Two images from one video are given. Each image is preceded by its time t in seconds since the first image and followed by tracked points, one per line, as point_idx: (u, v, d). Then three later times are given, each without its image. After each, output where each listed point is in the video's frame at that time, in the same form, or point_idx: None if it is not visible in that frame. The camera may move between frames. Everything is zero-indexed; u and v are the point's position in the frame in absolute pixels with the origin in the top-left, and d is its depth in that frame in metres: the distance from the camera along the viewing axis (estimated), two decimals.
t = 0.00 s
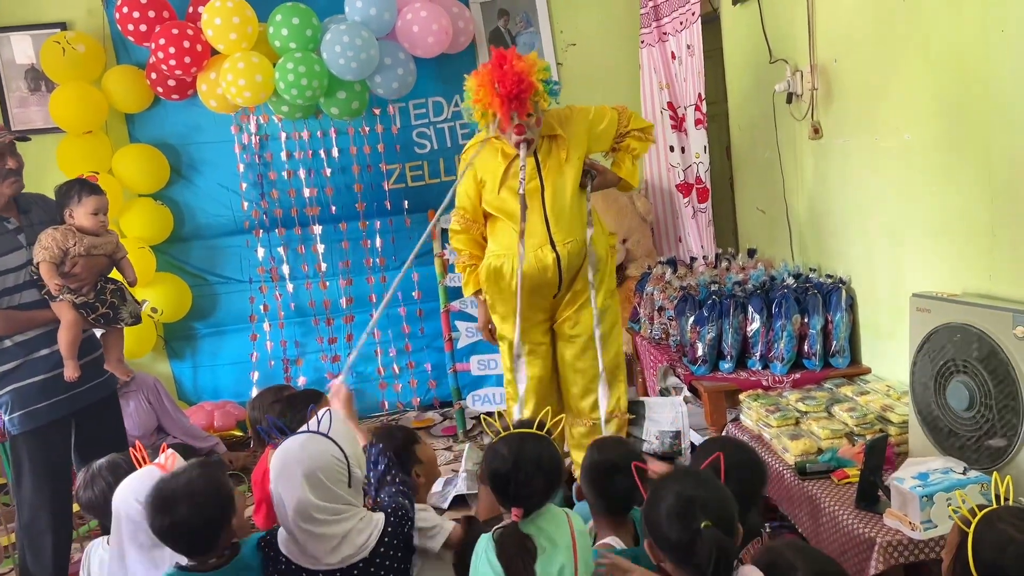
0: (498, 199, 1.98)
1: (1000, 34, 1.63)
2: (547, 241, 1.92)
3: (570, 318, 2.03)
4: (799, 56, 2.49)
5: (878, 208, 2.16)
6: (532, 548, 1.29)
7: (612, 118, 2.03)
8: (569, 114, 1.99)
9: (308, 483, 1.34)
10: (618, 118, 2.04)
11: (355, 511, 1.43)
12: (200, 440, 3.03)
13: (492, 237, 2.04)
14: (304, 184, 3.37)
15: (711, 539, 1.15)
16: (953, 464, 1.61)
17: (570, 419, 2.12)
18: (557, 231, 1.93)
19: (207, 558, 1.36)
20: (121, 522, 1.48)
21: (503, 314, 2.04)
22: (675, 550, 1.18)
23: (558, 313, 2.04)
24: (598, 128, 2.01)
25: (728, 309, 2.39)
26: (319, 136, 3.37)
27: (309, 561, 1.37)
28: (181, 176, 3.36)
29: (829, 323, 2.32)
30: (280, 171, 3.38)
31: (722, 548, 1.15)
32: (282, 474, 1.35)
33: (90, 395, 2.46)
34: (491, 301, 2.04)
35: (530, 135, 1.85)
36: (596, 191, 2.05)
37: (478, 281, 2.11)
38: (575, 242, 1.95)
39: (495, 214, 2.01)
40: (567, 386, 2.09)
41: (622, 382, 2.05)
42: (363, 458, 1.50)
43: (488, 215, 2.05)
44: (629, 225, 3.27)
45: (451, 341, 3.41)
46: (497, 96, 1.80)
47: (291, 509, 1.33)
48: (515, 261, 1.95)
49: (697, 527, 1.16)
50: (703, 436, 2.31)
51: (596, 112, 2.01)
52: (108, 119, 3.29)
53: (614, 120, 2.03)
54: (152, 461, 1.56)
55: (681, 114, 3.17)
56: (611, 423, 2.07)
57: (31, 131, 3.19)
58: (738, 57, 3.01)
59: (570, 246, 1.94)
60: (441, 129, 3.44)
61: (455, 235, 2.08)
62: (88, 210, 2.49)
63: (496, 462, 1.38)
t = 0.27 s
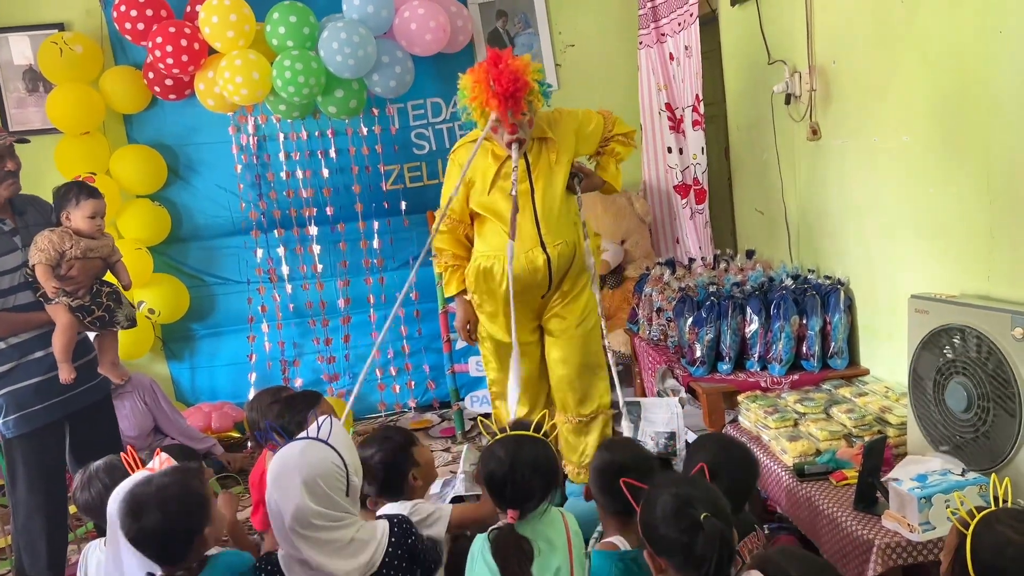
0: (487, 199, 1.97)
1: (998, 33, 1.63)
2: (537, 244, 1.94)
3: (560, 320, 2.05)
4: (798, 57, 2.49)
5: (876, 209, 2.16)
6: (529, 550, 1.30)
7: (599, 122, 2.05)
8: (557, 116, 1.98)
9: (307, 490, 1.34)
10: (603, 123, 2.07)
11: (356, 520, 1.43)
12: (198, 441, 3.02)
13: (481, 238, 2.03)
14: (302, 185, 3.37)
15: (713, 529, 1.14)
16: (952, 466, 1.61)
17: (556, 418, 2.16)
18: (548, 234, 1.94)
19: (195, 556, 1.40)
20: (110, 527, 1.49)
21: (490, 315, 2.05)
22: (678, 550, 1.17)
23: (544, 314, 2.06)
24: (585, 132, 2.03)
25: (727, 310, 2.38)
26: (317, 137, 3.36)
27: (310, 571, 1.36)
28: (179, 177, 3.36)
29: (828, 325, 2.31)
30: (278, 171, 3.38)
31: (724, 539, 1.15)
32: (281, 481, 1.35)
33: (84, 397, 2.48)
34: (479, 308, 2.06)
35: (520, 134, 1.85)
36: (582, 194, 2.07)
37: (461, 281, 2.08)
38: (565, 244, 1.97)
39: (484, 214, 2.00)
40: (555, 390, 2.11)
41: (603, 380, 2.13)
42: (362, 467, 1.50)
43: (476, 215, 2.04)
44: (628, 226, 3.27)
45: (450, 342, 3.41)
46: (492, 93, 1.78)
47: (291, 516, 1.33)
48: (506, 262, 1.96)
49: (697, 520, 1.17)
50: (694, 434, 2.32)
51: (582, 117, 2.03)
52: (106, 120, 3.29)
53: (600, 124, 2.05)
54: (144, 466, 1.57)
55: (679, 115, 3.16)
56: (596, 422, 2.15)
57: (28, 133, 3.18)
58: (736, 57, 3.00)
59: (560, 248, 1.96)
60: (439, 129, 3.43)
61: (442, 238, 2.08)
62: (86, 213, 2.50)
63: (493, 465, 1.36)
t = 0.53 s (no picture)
0: (485, 197, 1.98)
1: (998, 32, 1.63)
2: (532, 239, 1.93)
3: (557, 320, 2.05)
4: (797, 57, 2.49)
5: (875, 210, 2.16)
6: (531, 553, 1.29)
7: (599, 123, 2.05)
8: (556, 117, 1.98)
9: (310, 494, 1.37)
10: (605, 126, 2.07)
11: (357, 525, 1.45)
12: (196, 442, 3.02)
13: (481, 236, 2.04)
14: (301, 185, 3.37)
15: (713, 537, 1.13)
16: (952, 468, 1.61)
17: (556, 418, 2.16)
18: (543, 229, 1.93)
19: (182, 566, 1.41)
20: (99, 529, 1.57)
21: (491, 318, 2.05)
22: (677, 557, 1.17)
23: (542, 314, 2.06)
24: (586, 132, 2.03)
25: (726, 311, 2.38)
26: (316, 137, 3.36)
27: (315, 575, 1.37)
28: (178, 177, 3.36)
29: (827, 325, 2.31)
30: (277, 172, 3.38)
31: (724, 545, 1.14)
32: (284, 487, 1.38)
33: (82, 398, 2.47)
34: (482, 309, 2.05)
35: (518, 134, 1.85)
36: (581, 195, 2.06)
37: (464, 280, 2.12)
38: (560, 241, 1.95)
39: (483, 212, 2.01)
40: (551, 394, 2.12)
41: (601, 385, 2.13)
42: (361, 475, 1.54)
43: (477, 213, 2.06)
44: (627, 226, 3.27)
45: (449, 342, 3.40)
46: (488, 91, 1.79)
47: (295, 520, 1.35)
48: (502, 258, 1.97)
49: (697, 528, 1.16)
50: (690, 433, 2.28)
51: (584, 117, 2.03)
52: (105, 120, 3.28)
53: (601, 126, 2.06)
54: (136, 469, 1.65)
55: (678, 116, 3.16)
56: (593, 423, 2.14)
57: (26, 133, 3.17)
58: (735, 57, 3.00)
59: (556, 244, 1.94)
60: (439, 130, 3.43)
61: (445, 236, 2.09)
62: (81, 214, 2.49)
63: (496, 470, 1.36)
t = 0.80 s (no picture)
0: (487, 196, 1.99)
1: (997, 32, 1.63)
2: (531, 237, 1.94)
3: (557, 320, 2.05)
4: (796, 57, 2.49)
5: (874, 210, 2.16)
6: (532, 555, 1.29)
7: (602, 122, 2.04)
8: (558, 115, 2.00)
9: (313, 491, 1.37)
10: (608, 126, 2.05)
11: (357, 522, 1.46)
12: (195, 442, 3.01)
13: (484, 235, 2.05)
14: (300, 185, 3.37)
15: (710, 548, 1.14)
16: (950, 467, 1.60)
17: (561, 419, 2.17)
18: (543, 227, 1.94)
19: None
20: (89, 528, 1.60)
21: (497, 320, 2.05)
22: (674, 565, 1.17)
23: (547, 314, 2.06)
24: (588, 131, 2.02)
25: (725, 311, 2.38)
26: (315, 137, 3.36)
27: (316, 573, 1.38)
28: (176, 178, 3.35)
29: (826, 325, 2.31)
30: (276, 172, 3.37)
31: (721, 559, 1.14)
32: (287, 484, 1.37)
33: (79, 400, 2.47)
34: (485, 309, 2.05)
35: (518, 130, 1.89)
36: (582, 194, 2.05)
37: (467, 279, 2.13)
38: (559, 238, 1.95)
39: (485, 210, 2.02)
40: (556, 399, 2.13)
41: (608, 385, 2.11)
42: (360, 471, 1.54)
43: (479, 212, 2.07)
44: (626, 226, 3.27)
45: (448, 343, 3.40)
46: (488, 88, 1.80)
47: (298, 517, 1.35)
48: (501, 257, 1.97)
49: (696, 537, 1.16)
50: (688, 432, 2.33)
51: (586, 116, 2.03)
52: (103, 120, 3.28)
53: (604, 126, 2.04)
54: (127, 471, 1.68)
55: (677, 116, 3.15)
56: (598, 425, 2.12)
57: (25, 133, 3.17)
58: (734, 58, 3.00)
59: (555, 242, 1.94)
60: (438, 130, 3.43)
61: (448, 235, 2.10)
62: (76, 216, 2.49)
63: (498, 471, 1.35)
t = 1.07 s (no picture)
0: (488, 195, 1.99)
1: (996, 32, 1.63)
2: (530, 236, 1.94)
3: (557, 319, 2.05)
4: (795, 57, 2.49)
5: (873, 211, 2.16)
6: (536, 552, 1.28)
7: (604, 123, 2.04)
8: (559, 115, 2.00)
9: (321, 490, 1.36)
10: (609, 127, 2.05)
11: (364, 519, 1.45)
12: (194, 443, 3.01)
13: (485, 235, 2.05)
14: (300, 185, 3.36)
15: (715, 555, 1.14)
16: (949, 467, 1.59)
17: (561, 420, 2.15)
18: (542, 226, 1.94)
19: None
20: (89, 519, 1.63)
21: (499, 320, 2.04)
22: (676, 568, 1.19)
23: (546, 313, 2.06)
24: (589, 132, 2.02)
25: (724, 311, 2.39)
26: (314, 137, 3.35)
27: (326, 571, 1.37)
28: (175, 178, 3.35)
29: (825, 326, 2.31)
30: (275, 172, 3.37)
31: (724, 568, 1.14)
32: (294, 483, 1.36)
33: (77, 401, 2.47)
34: (486, 309, 2.04)
35: (518, 131, 1.89)
36: (584, 194, 2.05)
37: (468, 279, 2.12)
38: (560, 237, 1.95)
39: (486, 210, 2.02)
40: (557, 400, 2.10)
41: (608, 384, 2.10)
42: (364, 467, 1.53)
43: (480, 212, 2.07)
44: (625, 226, 3.26)
45: (447, 343, 3.39)
46: (486, 88, 1.81)
47: (307, 516, 1.34)
48: (501, 256, 1.97)
49: (700, 545, 1.17)
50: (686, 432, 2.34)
51: (587, 116, 2.03)
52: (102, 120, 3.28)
53: (605, 126, 2.04)
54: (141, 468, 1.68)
55: (677, 116, 3.15)
56: (598, 425, 2.11)
57: (23, 133, 3.17)
58: (734, 58, 2.99)
59: (554, 241, 1.94)
60: (437, 131, 3.43)
61: (449, 235, 2.10)
62: (77, 217, 2.49)
63: (503, 471, 1.36)
